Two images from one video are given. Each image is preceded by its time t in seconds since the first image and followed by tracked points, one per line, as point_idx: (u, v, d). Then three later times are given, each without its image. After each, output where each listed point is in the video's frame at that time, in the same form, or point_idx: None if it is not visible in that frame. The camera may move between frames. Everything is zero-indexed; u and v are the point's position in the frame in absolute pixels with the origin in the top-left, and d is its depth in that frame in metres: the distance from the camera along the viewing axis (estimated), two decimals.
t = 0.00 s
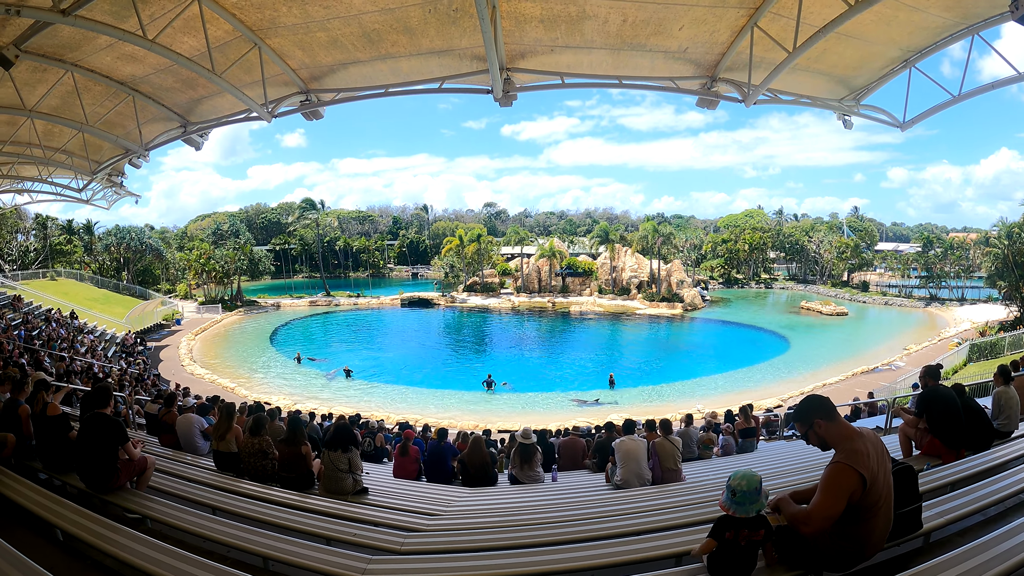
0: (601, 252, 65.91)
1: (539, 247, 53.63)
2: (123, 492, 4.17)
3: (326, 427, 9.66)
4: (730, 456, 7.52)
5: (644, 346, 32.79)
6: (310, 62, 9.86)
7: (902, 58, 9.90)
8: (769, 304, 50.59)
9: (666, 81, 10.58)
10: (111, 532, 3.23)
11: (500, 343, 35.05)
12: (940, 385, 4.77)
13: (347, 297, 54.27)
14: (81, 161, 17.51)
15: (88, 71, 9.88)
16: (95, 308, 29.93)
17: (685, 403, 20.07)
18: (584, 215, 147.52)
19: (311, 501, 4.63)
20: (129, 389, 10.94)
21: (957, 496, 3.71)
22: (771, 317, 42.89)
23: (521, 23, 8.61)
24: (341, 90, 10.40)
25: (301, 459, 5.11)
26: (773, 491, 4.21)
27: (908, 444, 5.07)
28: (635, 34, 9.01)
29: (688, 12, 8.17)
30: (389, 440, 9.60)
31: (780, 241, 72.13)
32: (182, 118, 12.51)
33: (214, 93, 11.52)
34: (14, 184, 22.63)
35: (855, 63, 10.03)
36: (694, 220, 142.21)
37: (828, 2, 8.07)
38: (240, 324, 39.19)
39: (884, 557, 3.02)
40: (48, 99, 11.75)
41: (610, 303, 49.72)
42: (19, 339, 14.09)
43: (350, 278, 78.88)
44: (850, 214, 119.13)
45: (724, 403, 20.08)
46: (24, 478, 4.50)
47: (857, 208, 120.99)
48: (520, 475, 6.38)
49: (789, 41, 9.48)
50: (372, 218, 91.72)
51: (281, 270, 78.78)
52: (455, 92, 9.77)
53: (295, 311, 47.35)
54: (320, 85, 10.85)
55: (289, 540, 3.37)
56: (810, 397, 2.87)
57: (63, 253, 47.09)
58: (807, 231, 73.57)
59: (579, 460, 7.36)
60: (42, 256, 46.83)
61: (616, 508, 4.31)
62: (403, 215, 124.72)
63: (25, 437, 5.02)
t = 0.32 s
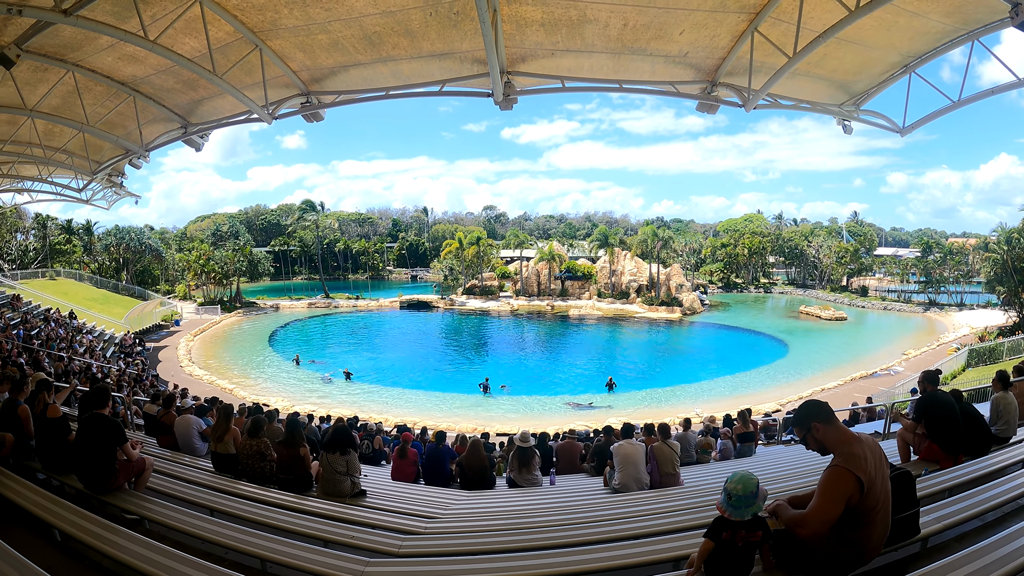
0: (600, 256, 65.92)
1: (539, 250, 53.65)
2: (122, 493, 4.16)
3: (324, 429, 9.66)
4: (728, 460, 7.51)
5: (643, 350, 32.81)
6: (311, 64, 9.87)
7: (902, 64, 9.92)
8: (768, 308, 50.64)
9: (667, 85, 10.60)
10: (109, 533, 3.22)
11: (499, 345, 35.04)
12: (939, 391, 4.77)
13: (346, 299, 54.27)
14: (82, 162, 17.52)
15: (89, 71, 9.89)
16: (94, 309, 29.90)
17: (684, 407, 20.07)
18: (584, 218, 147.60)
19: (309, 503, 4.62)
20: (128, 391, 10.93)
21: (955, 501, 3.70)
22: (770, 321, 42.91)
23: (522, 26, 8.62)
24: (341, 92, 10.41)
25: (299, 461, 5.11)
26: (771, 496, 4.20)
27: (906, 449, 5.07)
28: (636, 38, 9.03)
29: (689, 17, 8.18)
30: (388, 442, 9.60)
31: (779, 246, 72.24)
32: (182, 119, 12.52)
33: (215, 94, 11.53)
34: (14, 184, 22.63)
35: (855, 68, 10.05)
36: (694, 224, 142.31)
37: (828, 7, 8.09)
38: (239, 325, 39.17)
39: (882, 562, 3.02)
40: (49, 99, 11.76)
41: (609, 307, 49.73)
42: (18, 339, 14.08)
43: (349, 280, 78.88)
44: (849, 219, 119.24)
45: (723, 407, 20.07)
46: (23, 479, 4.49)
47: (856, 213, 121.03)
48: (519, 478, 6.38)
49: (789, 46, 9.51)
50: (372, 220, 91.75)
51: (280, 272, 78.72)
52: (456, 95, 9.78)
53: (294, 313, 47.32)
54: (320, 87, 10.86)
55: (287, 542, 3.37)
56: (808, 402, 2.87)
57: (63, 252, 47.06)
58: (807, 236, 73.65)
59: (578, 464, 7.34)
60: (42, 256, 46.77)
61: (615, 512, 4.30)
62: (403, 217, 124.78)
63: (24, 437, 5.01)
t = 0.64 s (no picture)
0: (599, 255, 65.84)
1: (538, 250, 53.65)
2: (120, 491, 4.16)
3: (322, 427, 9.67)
4: (725, 460, 7.51)
5: (641, 349, 32.84)
6: (310, 62, 9.86)
7: (902, 65, 9.92)
8: (766, 308, 50.70)
9: (667, 85, 10.60)
10: (107, 530, 3.22)
11: (498, 344, 35.02)
12: (937, 392, 4.78)
13: (345, 297, 54.24)
14: (80, 158, 17.50)
15: (88, 68, 9.88)
16: (92, 306, 29.86)
17: (682, 407, 20.08)
18: (583, 218, 147.68)
19: (307, 500, 4.62)
20: (126, 388, 10.93)
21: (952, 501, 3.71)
22: (768, 321, 42.93)
23: (522, 25, 8.62)
24: (341, 90, 10.41)
25: (297, 459, 5.10)
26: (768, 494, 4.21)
27: (904, 449, 5.09)
28: (636, 37, 9.03)
29: (689, 16, 8.18)
30: (386, 440, 9.60)
31: (778, 246, 72.28)
32: (182, 116, 12.50)
33: (215, 92, 11.53)
34: (12, 180, 22.57)
35: (855, 68, 10.05)
36: (693, 224, 142.50)
37: (828, 8, 8.08)
38: (237, 323, 39.15)
39: (879, 561, 3.02)
40: (48, 95, 11.74)
41: (608, 306, 49.76)
42: (17, 335, 14.07)
43: (348, 278, 78.85)
44: (848, 220, 119.20)
45: (721, 407, 20.11)
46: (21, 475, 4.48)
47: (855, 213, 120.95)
48: (517, 477, 6.38)
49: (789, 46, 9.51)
50: (371, 218, 91.77)
51: (279, 270, 78.68)
52: (455, 93, 9.78)
53: (293, 311, 47.30)
54: (320, 85, 10.86)
55: (285, 540, 3.37)
56: (808, 401, 2.89)
57: (61, 249, 47.02)
58: (805, 236, 73.74)
59: (575, 463, 7.34)
60: (40, 253, 46.72)
61: (614, 510, 4.32)
62: (402, 216, 124.77)
63: (23, 434, 5.01)
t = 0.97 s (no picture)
0: (602, 254, 65.76)
1: (540, 248, 53.62)
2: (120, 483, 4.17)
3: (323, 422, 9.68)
4: (725, 460, 7.50)
5: (642, 348, 32.84)
6: (315, 58, 9.86)
7: (907, 67, 9.89)
8: (767, 309, 50.62)
9: (671, 85, 10.59)
10: (106, 522, 3.23)
11: (499, 342, 35.00)
12: (939, 395, 4.78)
13: (347, 293, 54.25)
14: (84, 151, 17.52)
15: (92, 61, 9.88)
16: (94, 299, 29.91)
17: (683, 406, 20.08)
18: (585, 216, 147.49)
19: (306, 495, 4.64)
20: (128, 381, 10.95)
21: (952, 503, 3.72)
22: (770, 322, 42.86)
23: (527, 23, 8.61)
24: (345, 86, 10.40)
25: (298, 454, 5.11)
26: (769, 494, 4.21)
27: (904, 451, 5.10)
28: (641, 36, 9.01)
29: (694, 16, 8.17)
30: (386, 437, 9.61)
31: (780, 247, 72.14)
32: (185, 110, 12.50)
33: (219, 86, 11.52)
34: (15, 173, 22.60)
35: (859, 70, 10.03)
36: (695, 223, 142.34)
37: (833, 9, 8.07)
38: (239, 318, 39.21)
39: (878, 563, 3.02)
40: (52, 88, 11.76)
41: (610, 305, 49.72)
42: (18, 328, 14.09)
43: (350, 274, 78.87)
44: (851, 221, 118.84)
45: (721, 407, 20.10)
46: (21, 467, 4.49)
47: (858, 215, 120.59)
48: (517, 474, 6.39)
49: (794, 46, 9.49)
50: (374, 214, 91.76)
51: (281, 265, 78.72)
52: (460, 90, 9.77)
53: (294, 306, 47.34)
54: (324, 81, 10.85)
55: (285, 534, 3.38)
56: (810, 400, 2.90)
57: (64, 243, 47.07)
58: (808, 237, 73.55)
59: (576, 461, 7.34)
60: (43, 246, 46.81)
61: (614, 509, 4.32)
62: (405, 212, 124.75)
63: (23, 425, 5.02)
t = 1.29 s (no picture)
0: (604, 252, 65.77)
1: (543, 245, 53.60)
2: (122, 479, 4.19)
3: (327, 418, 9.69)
4: (727, 458, 7.50)
5: (644, 346, 32.86)
6: (318, 55, 9.87)
7: (910, 65, 9.85)
8: (770, 307, 50.56)
9: (675, 82, 10.57)
10: (108, 518, 3.24)
11: (501, 339, 35.04)
12: (941, 393, 4.76)
13: (350, 290, 54.33)
14: (87, 149, 17.54)
15: (95, 58, 9.89)
16: (98, 296, 29.95)
17: (686, 404, 20.09)
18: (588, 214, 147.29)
19: (309, 491, 4.64)
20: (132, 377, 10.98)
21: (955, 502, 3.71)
22: (773, 320, 42.81)
23: (530, 20, 8.60)
24: (349, 83, 10.39)
25: (300, 450, 5.13)
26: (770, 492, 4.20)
27: (906, 449, 5.09)
28: (645, 33, 8.99)
29: (698, 13, 8.15)
30: (389, 433, 9.63)
31: (783, 245, 72.06)
32: (189, 107, 12.51)
33: (222, 83, 11.53)
34: (19, 170, 22.62)
35: (863, 68, 10.01)
36: (698, 221, 142.19)
37: (837, 6, 8.03)
38: (242, 315, 39.29)
39: (880, 561, 3.02)
40: (55, 85, 11.77)
41: (613, 303, 49.70)
42: (22, 324, 14.12)
43: (353, 271, 78.94)
44: (855, 220, 118.56)
45: (724, 404, 20.12)
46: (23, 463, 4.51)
47: (862, 214, 120.19)
48: (519, 471, 6.39)
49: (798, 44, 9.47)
50: (377, 212, 91.78)
51: (284, 262, 78.80)
52: (464, 87, 9.77)
53: (297, 303, 47.44)
54: (327, 78, 10.86)
55: (288, 529, 3.38)
56: (817, 394, 2.89)
57: (67, 240, 47.14)
58: (811, 235, 73.42)
59: (578, 458, 7.35)
60: (47, 243, 46.93)
61: (617, 505, 4.33)
62: (408, 209, 124.72)
63: (25, 421, 5.02)
